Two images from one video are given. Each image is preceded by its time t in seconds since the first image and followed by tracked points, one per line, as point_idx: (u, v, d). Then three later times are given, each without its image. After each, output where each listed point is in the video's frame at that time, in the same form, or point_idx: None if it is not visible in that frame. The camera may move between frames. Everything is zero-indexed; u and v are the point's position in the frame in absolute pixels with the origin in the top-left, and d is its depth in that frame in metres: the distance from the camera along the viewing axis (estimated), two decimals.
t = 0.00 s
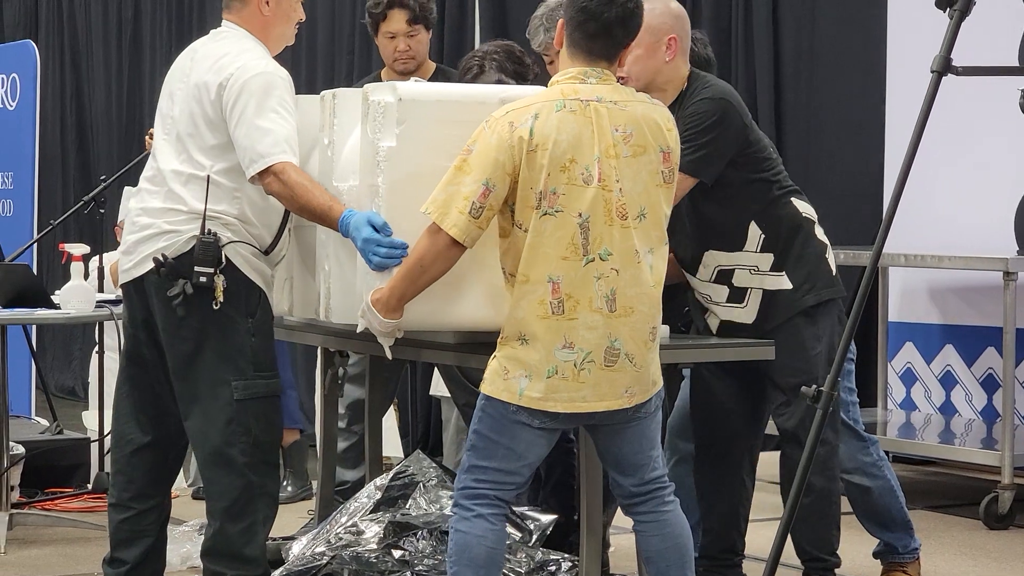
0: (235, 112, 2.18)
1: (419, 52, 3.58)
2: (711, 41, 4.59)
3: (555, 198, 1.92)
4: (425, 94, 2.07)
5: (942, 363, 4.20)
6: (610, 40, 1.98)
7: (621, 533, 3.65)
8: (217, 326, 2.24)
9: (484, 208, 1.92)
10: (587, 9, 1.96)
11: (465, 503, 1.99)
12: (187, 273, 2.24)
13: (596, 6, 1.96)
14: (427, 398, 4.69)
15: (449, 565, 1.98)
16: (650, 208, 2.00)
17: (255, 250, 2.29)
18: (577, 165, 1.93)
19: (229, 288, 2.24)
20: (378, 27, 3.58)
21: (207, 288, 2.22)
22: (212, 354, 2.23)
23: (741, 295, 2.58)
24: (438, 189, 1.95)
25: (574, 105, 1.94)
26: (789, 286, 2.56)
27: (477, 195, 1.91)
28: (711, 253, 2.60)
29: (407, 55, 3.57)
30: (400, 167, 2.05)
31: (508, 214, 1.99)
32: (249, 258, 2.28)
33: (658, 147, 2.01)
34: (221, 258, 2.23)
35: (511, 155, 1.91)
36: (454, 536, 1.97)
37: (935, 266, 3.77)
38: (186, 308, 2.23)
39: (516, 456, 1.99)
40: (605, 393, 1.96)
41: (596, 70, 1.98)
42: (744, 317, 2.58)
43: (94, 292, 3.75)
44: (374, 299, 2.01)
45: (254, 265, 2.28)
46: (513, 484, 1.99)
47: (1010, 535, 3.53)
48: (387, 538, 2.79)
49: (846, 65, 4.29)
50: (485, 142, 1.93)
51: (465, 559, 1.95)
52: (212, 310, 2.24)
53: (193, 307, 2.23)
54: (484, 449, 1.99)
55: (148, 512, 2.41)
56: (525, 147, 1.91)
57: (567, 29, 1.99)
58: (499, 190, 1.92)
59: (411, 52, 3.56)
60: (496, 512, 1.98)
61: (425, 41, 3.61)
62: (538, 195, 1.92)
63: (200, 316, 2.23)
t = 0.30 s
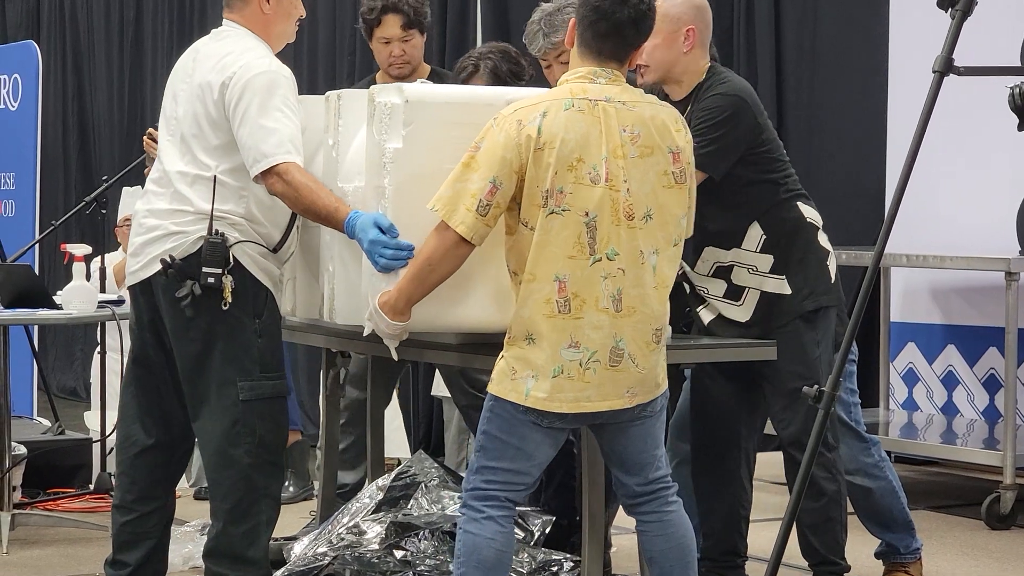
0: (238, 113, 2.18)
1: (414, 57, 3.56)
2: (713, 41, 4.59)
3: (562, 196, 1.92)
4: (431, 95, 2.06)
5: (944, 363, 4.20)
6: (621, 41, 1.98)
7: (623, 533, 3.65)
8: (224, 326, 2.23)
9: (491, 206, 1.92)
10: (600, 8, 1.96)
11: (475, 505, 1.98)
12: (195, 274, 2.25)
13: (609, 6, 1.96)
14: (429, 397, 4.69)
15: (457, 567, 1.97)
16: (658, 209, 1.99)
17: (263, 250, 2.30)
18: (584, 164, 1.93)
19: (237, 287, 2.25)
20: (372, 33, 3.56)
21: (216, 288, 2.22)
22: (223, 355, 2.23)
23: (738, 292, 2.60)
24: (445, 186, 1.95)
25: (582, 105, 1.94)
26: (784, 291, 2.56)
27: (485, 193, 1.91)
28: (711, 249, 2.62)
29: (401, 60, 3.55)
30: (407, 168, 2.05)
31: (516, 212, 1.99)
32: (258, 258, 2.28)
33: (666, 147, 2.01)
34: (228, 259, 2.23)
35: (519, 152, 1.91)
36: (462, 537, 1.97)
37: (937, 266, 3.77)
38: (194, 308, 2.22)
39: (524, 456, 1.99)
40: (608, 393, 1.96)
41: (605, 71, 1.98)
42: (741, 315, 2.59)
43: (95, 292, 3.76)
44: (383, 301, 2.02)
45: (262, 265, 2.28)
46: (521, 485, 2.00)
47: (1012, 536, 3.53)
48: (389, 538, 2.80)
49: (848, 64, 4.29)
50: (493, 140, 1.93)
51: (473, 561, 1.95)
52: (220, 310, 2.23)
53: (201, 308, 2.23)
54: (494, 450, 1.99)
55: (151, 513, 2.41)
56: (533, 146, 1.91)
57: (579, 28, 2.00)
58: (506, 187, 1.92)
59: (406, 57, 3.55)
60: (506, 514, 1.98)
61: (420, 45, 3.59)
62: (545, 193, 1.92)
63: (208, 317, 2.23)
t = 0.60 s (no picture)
0: (242, 113, 2.18)
1: (390, 48, 3.45)
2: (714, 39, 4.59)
3: (566, 192, 1.92)
4: (434, 96, 2.06)
5: (945, 361, 4.19)
6: (630, 41, 1.98)
7: (625, 531, 3.64)
8: (229, 325, 2.23)
9: (497, 200, 1.92)
10: (611, 8, 1.96)
11: (471, 502, 1.98)
12: (199, 273, 2.24)
13: (619, 6, 1.96)
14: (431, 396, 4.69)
15: (455, 564, 1.97)
16: (662, 209, 1.98)
17: (267, 248, 2.30)
18: (589, 161, 1.93)
19: (242, 286, 2.25)
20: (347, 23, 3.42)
21: (221, 287, 2.21)
22: (228, 353, 2.23)
23: (747, 293, 2.59)
24: (452, 180, 1.95)
25: (589, 102, 1.94)
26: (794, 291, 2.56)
27: (490, 187, 1.91)
28: (722, 249, 2.60)
29: (378, 51, 3.43)
30: (411, 167, 2.04)
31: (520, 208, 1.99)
32: (261, 256, 2.28)
33: (674, 147, 2.00)
34: (233, 257, 2.23)
35: (524, 147, 1.91)
36: (460, 534, 1.97)
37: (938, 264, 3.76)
38: (198, 308, 2.22)
39: (522, 454, 1.99)
40: (607, 391, 1.95)
41: (613, 70, 1.98)
42: (749, 317, 2.59)
43: (97, 290, 3.76)
44: (391, 303, 2.01)
45: (265, 263, 2.29)
46: (519, 482, 2.00)
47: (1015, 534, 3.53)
48: (391, 535, 2.80)
49: (850, 62, 4.28)
50: (499, 135, 1.93)
51: (471, 558, 1.94)
52: (225, 310, 2.23)
53: (206, 307, 2.23)
54: (492, 447, 1.99)
55: (153, 513, 2.41)
56: (539, 140, 1.91)
57: (589, 29, 2.00)
58: (512, 182, 1.92)
59: (382, 48, 3.43)
60: (503, 511, 1.98)
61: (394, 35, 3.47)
62: (549, 188, 1.92)
63: (213, 317, 2.23)
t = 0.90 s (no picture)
0: (247, 111, 2.18)
1: (406, 42, 3.33)
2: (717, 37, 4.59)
3: (569, 188, 1.92)
4: (437, 93, 2.06)
5: (948, 359, 4.19)
6: (634, 39, 1.98)
7: (627, 529, 3.64)
8: (235, 323, 2.23)
9: (500, 195, 1.92)
10: (617, 7, 1.96)
11: (472, 499, 1.98)
12: (203, 271, 2.24)
13: (624, 5, 1.96)
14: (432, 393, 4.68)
15: (455, 561, 1.97)
16: (664, 208, 1.98)
17: (271, 245, 2.29)
18: (592, 158, 1.93)
19: (247, 284, 2.24)
20: (362, 17, 3.30)
21: (226, 284, 2.21)
22: (231, 351, 2.23)
23: (754, 292, 2.59)
24: (455, 176, 1.95)
25: (593, 100, 1.93)
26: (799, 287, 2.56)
27: (493, 182, 1.91)
28: (729, 253, 2.59)
29: (393, 45, 3.32)
30: (414, 165, 2.04)
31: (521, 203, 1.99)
32: (265, 253, 2.27)
33: (676, 149, 2.00)
34: (238, 255, 2.22)
35: (527, 143, 1.91)
36: (460, 532, 1.97)
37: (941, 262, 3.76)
38: (204, 306, 2.22)
39: (523, 452, 1.99)
40: (607, 389, 1.95)
41: (617, 69, 1.98)
42: (757, 315, 2.59)
43: (99, 288, 3.76)
44: (393, 300, 2.01)
45: (269, 261, 2.28)
46: (520, 479, 2.00)
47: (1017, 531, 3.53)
48: (393, 533, 2.81)
49: (853, 60, 4.28)
50: (502, 130, 1.93)
51: (471, 556, 1.95)
52: (230, 307, 2.23)
53: (211, 305, 2.22)
54: (492, 444, 1.99)
55: (155, 512, 2.41)
56: (542, 136, 1.91)
57: (595, 26, 2.00)
58: (516, 177, 1.92)
59: (398, 42, 3.31)
60: (504, 508, 1.98)
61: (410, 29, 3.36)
62: (552, 184, 1.92)
63: (218, 314, 2.23)
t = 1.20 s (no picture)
0: (252, 112, 2.17)
1: (418, 45, 3.29)
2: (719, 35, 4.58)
3: (571, 187, 1.92)
4: (439, 92, 2.06)
5: (950, 357, 4.19)
6: (634, 37, 1.98)
7: (628, 528, 3.64)
8: (240, 322, 2.23)
9: (500, 194, 1.92)
10: (613, 5, 1.96)
11: (472, 498, 1.98)
12: (209, 269, 2.23)
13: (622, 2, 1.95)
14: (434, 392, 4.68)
15: (455, 560, 1.97)
16: (662, 208, 2.00)
17: (276, 245, 2.29)
18: (594, 157, 1.92)
19: (252, 283, 2.24)
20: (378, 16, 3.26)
21: (232, 283, 2.21)
22: (238, 350, 2.23)
23: (754, 289, 2.58)
24: (456, 174, 1.95)
25: (594, 98, 1.93)
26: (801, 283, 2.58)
27: (494, 180, 1.91)
28: (734, 253, 2.56)
29: (406, 47, 3.27)
30: (416, 164, 2.04)
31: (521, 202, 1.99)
32: (271, 252, 2.27)
33: (671, 150, 2.02)
34: (244, 254, 2.22)
35: (529, 141, 1.91)
36: (460, 531, 1.96)
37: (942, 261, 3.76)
38: (209, 305, 2.22)
39: (522, 450, 1.99)
40: (610, 387, 1.95)
41: (617, 68, 1.98)
42: (758, 311, 2.59)
43: (100, 286, 3.76)
44: (396, 301, 2.01)
45: (274, 260, 2.27)
46: (519, 478, 2.00)
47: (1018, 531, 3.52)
48: (393, 532, 2.80)
49: (855, 59, 4.28)
50: (504, 129, 1.93)
51: (472, 554, 1.95)
52: (236, 306, 2.23)
53: (217, 304, 2.23)
54: (491, 443, 1.99)
55: (157, 511, 2.41)
56: (544, 135, 1.91)
57: (591, 25, 2.00)
58: (518, 176, 1.92)
59: (411, 44, 3.27)
60: (503, 506, 1.98)
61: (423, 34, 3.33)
62: (554, 183, 1.92)
63: (224, 314, 2.23)
